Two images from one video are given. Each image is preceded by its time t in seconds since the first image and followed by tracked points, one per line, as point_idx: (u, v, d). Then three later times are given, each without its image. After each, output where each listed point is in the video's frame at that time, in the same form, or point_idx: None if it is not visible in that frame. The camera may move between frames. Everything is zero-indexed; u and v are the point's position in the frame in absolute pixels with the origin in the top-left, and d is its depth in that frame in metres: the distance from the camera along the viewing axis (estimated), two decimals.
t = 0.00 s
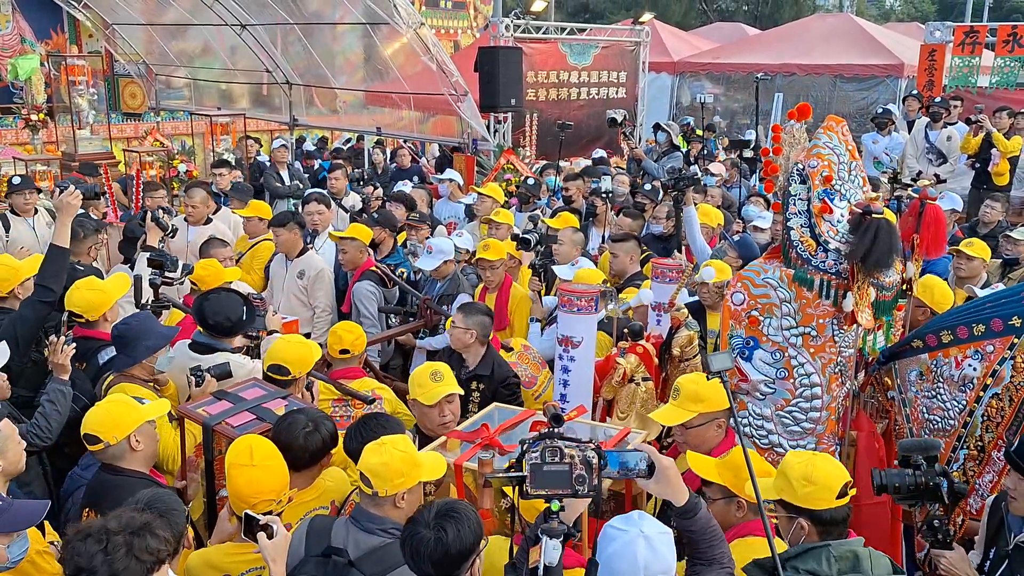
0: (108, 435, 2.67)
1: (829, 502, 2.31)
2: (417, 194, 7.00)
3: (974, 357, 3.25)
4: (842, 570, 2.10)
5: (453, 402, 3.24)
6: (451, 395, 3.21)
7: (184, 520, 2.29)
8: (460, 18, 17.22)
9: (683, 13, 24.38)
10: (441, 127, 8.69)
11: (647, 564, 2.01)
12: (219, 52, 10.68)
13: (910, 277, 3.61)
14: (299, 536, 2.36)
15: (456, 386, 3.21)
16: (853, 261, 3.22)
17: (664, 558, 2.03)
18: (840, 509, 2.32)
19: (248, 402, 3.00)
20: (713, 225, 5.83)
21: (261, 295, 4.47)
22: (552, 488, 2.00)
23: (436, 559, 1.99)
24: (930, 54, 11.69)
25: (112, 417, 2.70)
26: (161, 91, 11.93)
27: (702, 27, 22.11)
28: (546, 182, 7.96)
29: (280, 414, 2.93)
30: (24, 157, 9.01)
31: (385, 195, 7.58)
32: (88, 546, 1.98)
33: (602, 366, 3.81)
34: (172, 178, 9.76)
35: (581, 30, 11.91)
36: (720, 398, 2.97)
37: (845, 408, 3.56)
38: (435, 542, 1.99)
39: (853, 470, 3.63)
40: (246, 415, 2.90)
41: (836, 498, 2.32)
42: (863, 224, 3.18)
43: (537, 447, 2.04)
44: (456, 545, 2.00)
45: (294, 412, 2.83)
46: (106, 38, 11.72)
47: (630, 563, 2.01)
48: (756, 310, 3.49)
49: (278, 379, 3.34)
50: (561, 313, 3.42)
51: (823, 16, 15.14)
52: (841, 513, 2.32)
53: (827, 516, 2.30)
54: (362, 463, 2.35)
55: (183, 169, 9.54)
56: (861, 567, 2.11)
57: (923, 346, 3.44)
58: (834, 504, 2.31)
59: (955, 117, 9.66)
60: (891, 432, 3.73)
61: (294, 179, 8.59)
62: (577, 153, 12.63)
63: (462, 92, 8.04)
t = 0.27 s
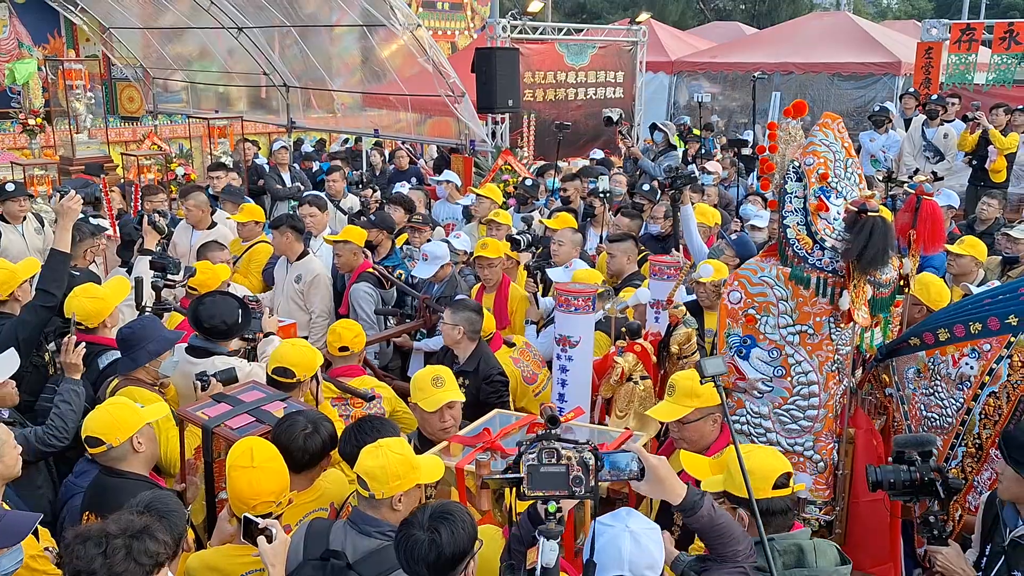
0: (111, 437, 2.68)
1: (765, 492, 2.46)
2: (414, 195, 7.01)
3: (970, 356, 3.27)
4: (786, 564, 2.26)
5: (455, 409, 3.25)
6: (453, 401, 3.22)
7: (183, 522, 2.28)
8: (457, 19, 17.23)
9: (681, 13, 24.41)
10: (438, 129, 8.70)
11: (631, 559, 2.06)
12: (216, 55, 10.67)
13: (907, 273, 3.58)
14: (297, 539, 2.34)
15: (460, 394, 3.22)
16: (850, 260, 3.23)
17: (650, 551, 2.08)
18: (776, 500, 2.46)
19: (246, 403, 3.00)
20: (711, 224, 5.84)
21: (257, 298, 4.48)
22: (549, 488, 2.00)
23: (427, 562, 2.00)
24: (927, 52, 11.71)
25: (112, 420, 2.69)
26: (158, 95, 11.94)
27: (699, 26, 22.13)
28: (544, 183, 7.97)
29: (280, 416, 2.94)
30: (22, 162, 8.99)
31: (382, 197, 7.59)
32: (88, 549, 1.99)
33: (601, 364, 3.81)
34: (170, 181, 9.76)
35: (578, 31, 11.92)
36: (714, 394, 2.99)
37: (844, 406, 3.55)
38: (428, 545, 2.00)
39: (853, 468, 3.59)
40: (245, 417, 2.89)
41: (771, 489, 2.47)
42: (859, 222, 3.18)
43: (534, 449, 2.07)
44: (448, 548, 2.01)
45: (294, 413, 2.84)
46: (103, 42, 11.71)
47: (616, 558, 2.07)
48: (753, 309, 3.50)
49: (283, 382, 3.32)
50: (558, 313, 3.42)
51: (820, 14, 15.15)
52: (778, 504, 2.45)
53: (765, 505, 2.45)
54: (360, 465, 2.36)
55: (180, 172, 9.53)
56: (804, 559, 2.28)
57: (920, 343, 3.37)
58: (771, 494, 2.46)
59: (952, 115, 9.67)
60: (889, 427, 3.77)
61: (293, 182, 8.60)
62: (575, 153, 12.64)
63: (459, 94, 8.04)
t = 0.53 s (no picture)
0: (95, 446, 2.65)
1: (717, 487, 2.39)
2: (410, 197, 6.99)
3: (963, 351, 3.24)
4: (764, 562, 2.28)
5: (457, 412, 3.23)
6: (456, 406, 3.20)
7: (175, 527, 2.26)
8: (452, 20, 17.21)
9: (676, 11, 24.40)
10: (434, 130, 8.68)
11: (617, 557, 2.09)
12: (211, 58, 10.64)
13: (903, 271, 3.59)
14: (292, 543, 2.33)
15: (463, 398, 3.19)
16: (844, 258, 3.21)
17: (635, 551, 2.11)
18: (731, 493, 2.40)
19: (244, 406, 2.98)
20: (707, 223, 5.83)
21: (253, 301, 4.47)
22: (543, 491, 1.97)
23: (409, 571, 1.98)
24: (923, 48, 11.69)
25: (100, 428, 2.67)
26: (153, 98, 11.91)
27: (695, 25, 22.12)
28: (540, 183, 7.96)
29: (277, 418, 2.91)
30: (16, 167, 8.97)
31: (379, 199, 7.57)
32: (84, 557, 1.97)
33: (598, 364, 3.80)
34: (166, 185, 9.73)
35: (574, 30, 11.90)
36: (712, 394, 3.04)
37: (841, 403, 3.52)
38: (407, 548, 1.98)
39: (849, 465, 3.63)
40: (243, 419, 2.87)
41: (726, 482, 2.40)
42: (853, 221, 3.16)
43: (529, 451, 2.06)
44: (426, 552, 1.97)
45: (290, 416, 2.82)
46: (97, 46, 11.67)
47: (603, 556, 2.10)
48: (749, 308, 3.49)
49: (285, 388, 3.31)
50: (555, 313, 3.40)
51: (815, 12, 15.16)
52: (733, 497, 2.39)
53: (718, 500, 2.39)
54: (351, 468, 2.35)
55: (176, 176, 9.51)
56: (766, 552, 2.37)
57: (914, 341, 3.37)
58: (725, 488, 2.39)
59: (948, 111, 9.66)
60: (886, 424, 3.77)
61: (291, 184, 8.58)
62: (572, 153, 12.64)
63: (454, 94, 8.02)
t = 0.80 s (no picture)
0: (81, 449, 2.66)
1: (690, 484, 2.37)
2: (407, 195, 6.99)
3: (959, 347, 3.25)
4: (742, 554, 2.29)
5: (464, 411, 3.21)
6: (463, 404, 3.19)
7: (170, 525, 2.25)
8: (450, 18, 17.20)
9: (674, 8, 24.37)
10: (432, 128, 8.67)
11: (609, 557, 2.05)
12: (208, 57, 10.63)
13: (901, 265, 3.55)
14: (288, 542, 2.35)
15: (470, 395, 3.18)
16: (843, 253, 3.19)
17: (628, 550, 2.07)
18: (707, 489, 2.38)
19: (248, 403, 2.98)
20: (705, 221, 5.83)
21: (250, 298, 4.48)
22: (540, 489, 1.99)
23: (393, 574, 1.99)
24: (920, 44, 11.68)
25: (86, 431, 2.66)
26: (151, 97, 11.89)
27: (693, 21, 22.10)
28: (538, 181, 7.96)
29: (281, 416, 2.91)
30: (13, 166, 8.96)
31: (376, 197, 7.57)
32: (77, 557, 1.97)
33: (596, 360, 3.79)
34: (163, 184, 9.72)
35: (571, 27, 11.89)
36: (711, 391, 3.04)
37: (839, 399, 3.51)
38: (390, 554, 1.99)
39: (848, 461, 3.62)
40: (247, 417, 2.87)
41: (699, 478, 2.37)
42: (852, 216, 3.15)
43: (525, 450, 2.03)
44: (407, 560, 1.98)
45: (293, 417, 2.84)
46: (94, 45, 11.64)
47: (595, 555, 2.06)
48: (748, 303, 3.48)
49: (285, 388, 3.30)
50: (554, 309, 3.38)
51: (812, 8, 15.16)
52: (706, 494, 2.36)
53: (692, 497, 2.37)
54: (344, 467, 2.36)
55: (173, 174, 9.50)
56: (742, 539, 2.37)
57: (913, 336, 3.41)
58: (698, 485, 2.37)
59: (946, 107, 9.65)
60: (883, 419, 3.78)
61: (289, 183, 8.57)
62: (570, 151, 12.64)
63: (452, 92, 8.01)
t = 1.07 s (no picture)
0: (75, 448, 2.67)
1: (683, 478, 2.39)
2: (405, 192, 6.98)
3: (959, 343, 3.24)
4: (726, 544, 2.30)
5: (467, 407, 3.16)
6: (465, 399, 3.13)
7: (165, 524, 2.25)
8: (447, 15, 17.16)
9: (672, 5, 24.34)
10: (430, 125, 8.65)
11: (602, 554, 2.06)
12: (205, 55, 10.60)
13: (900, 260, 3.55)
14: (278, 542, 2.36)
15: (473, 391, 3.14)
16: (843, 250, 3.19)
17: (621, 547, 2.08)
18: (699, 484, 2.39)
19: (251, 401, 2.98)
20: (703, 217, 5.83)
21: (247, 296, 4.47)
22: (538, 487, 1.99)
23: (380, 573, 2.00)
24: (918, 40, 11.67)
25: (82, 430, 2.67)
26: (148, 95, 11.85)
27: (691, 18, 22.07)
28: (535, 178, 7.96)
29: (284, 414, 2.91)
30: (10, 165, 8.93)
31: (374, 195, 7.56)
32: (69, 556, 1.96)
33: (596, 356, 3.80)
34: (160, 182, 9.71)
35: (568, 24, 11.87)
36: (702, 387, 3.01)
37: (839, 395, 3.52)
38: (379, 555, 1.99)
39: (847, 457, 3.69)
40: (250, 415, 2.87)
41: (690, 473, 2.39)
42: (852, 213, 3.14)
43: (525, 447, 2.04)
44: (395, 562, 1.98)
45: (295, 416, 2.83)
46: (91, 43, 11.59)
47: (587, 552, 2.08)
48: (747, 300, 3.49)
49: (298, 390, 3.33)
50: (552, 307, 3.39)
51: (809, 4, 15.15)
52: (698, 488, 2.39)
53: (684, 490, 2.40)
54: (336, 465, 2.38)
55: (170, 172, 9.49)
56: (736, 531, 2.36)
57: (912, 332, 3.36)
58: (688, 479, 2.39)
59: (944, 103, 9.65)
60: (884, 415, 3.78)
61: (287, 181, 8.57)
62: (568, 148, 12.63)
63: (449, 89, 7.99)
